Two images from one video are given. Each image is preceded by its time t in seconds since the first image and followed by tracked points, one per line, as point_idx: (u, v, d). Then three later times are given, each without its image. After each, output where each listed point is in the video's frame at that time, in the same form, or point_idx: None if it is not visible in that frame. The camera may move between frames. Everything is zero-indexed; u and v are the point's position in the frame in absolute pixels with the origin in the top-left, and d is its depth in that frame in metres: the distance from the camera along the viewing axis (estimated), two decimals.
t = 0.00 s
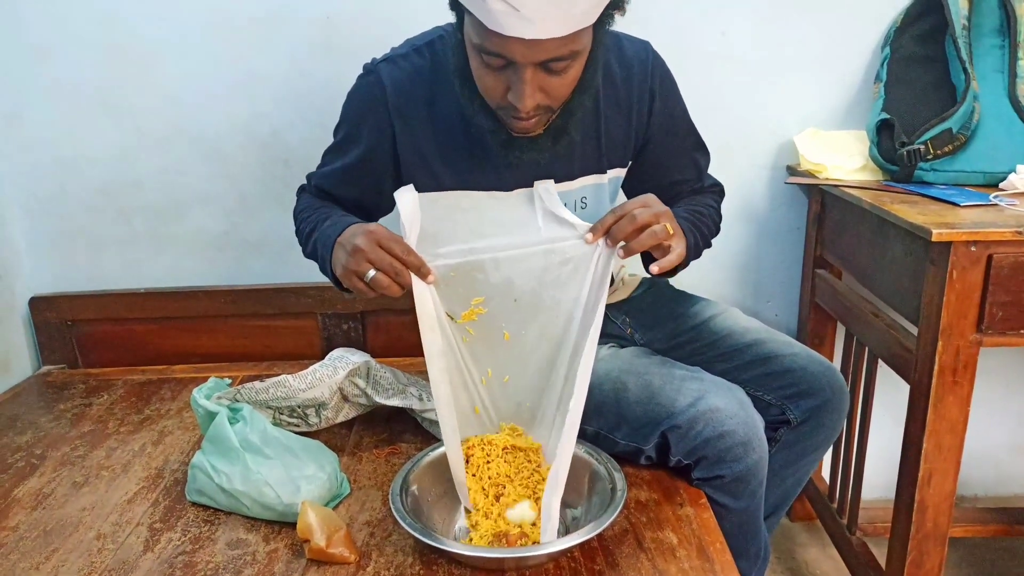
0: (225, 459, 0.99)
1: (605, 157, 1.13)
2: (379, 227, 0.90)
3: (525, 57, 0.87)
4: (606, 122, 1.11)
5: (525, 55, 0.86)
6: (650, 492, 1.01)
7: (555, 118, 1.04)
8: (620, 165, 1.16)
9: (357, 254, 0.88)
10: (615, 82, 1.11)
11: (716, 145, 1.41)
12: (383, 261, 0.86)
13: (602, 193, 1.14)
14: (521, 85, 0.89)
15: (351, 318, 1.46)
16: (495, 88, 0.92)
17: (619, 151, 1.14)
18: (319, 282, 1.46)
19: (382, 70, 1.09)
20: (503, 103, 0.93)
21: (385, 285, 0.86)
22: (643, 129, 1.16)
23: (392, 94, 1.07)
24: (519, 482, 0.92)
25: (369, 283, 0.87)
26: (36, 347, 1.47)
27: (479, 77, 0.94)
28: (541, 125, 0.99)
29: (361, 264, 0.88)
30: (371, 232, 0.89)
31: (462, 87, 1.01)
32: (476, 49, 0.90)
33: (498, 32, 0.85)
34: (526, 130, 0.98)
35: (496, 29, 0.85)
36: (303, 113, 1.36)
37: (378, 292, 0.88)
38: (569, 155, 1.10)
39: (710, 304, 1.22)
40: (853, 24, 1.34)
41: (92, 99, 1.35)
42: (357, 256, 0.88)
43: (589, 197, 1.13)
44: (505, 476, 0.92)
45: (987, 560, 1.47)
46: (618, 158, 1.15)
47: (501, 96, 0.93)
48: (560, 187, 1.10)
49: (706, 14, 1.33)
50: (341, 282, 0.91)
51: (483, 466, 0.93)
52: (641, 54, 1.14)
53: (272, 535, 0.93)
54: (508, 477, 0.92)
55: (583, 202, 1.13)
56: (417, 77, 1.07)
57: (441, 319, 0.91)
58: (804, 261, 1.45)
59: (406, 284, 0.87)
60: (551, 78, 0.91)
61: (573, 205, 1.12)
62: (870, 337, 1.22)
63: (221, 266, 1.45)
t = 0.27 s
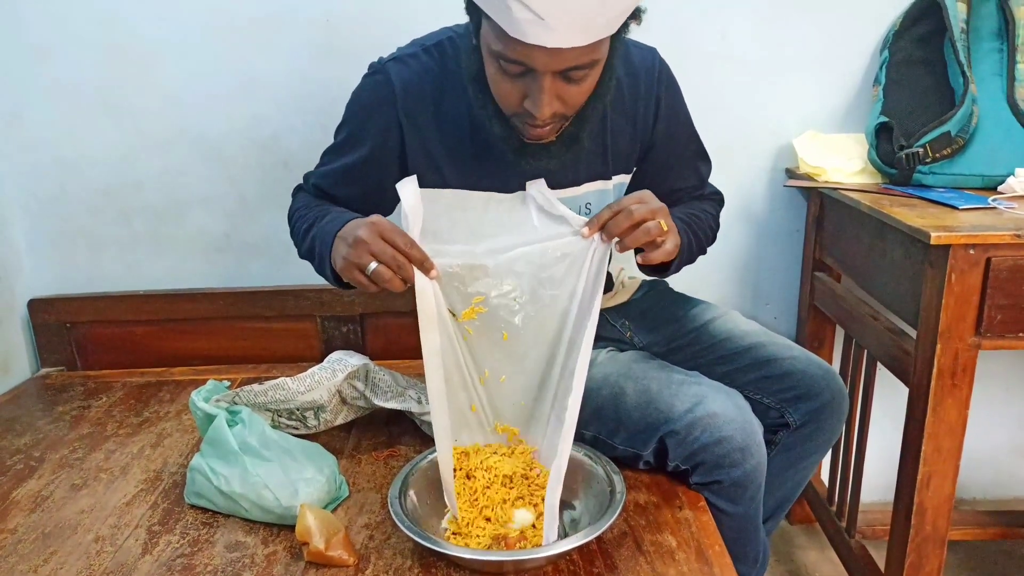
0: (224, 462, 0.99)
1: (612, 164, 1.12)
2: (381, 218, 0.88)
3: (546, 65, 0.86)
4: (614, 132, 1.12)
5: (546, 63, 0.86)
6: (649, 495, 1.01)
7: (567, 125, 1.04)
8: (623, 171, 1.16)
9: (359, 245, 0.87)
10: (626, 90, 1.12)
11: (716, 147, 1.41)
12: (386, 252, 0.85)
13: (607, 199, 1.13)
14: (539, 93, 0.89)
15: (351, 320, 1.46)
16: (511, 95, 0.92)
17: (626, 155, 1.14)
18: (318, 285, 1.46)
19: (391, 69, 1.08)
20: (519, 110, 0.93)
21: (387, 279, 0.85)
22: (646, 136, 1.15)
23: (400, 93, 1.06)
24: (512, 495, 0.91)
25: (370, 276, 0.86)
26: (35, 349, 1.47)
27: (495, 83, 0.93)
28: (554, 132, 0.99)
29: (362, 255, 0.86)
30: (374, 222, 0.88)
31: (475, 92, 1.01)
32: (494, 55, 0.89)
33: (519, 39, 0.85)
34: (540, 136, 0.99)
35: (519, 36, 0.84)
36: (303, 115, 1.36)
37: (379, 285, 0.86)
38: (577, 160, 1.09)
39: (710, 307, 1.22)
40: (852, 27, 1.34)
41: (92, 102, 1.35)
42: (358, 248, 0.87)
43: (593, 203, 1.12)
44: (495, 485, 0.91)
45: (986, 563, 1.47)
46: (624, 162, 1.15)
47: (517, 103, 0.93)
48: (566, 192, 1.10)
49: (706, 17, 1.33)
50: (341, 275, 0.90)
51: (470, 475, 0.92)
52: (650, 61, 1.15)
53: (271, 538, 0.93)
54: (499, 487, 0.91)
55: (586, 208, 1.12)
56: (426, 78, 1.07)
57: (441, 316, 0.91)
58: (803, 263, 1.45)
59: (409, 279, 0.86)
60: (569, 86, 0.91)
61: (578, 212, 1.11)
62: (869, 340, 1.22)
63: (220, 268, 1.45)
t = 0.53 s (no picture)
0: (226, 464, 0.99)
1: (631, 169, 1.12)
2: (400, 207, 0.86)
3: (589, 72, 0.86)
4: (636, 139, 1.12)
5: (589, 70, 0.86)
6: (651, 496, 1.01)
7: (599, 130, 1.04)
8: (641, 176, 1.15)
9: (378, 235, 0.84)
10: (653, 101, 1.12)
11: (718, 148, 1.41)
12: (405, 243, 0.83)
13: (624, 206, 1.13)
14: (579, 99, 0.89)
15: (353, 321, 1.46)
16: (548, 98, 0.92)
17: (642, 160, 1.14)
18: (320, 285, 1.46)
19: (417, 67, 1.07)
20: (555, 114, 0.93)
21: (406, 270, 0.83)
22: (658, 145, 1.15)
23: (426, 92, 1.05)
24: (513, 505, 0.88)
25: (389, 267, 0.84)
26: (38, 350, 1.47)
27: (531, 86, 0.93)
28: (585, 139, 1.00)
29: (381, 245, 0.84)
30: (395, 211, 0.86)
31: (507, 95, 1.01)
32: (534, 59, 0.89)
33: (566, 45, 0.85)
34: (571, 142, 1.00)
35: (566, 42, 0.84)
36: (306, 116, 1.36)
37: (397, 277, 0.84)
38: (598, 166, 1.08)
39: (714, 310, 1.23)
40: (853, 28, 1.34)
41: (94, 103, 1.35)
42: (377, 237, 0.85)
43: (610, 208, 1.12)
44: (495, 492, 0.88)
45: (988, 563, 1.47)
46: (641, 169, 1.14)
47: (553, 108, 0.93)
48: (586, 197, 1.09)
49: (708, 18, 1.33)
50: (357, 265, 0.87)
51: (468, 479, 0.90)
52: (675, 70, 1.15)
53: (274, 538, 0.93)
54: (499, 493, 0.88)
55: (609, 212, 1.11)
56: (452, 79, 1.07)
57: (457, 312, 0.90)
58: (805, 264, 1.45)
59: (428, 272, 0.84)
60: (606, 93, 0.91)
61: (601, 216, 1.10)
62: (871, 341, 1.22)
63: (223, 269, 1.46)
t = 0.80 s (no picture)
0: (228, 464, 0.99)
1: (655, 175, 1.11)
2: (434, 196, 0.85)
3: (642, 79, 0.86)
4: (663, 144, 1.11)
5: (643, 77, 0.86)
6: (653, 496, 1.01)
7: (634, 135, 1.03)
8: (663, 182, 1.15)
9: (410, 220, 0.82)
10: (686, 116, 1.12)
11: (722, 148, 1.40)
12: (438, 233, 0.81)
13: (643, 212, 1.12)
14: (627, 105, 0.88)
15: (354, 322, 1.46)
16: (592, 102, 0.91)
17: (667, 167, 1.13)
18: (322, 286, 1.46)
19: (455, 60, 1.05)
20: (599, 118, 0.92)
21: (435, 260, 0.81)
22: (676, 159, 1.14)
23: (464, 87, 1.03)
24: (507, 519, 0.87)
25: (418, 256, 0.81)
26: (40, 351, 1.48)
27: (577, 88, 0.91)
28: (618, 144, 1.00)
29: (411, 232, 0.82)
30: (433, 198, 0.84)
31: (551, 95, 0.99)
32: (586, 62, 0.88)
33: (624, 51, 0.84)
34: (604, 147, 0.99)
35: (625, 48, 0.83)
36: (308, 117, 1.37)
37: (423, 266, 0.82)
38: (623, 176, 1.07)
39: (720, 313, 1.23)
40: (853, 29, 1.34)
41: (97, 104, 1.35)
42: (408, 223, 0.82)
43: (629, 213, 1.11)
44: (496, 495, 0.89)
45: (990, 563, 1.47)
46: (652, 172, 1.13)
47: (598, 111, 0.91)
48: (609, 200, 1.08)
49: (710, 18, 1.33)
50: (379, 250, 0.85)
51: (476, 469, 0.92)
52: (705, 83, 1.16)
53: (275, 539, 0.93)
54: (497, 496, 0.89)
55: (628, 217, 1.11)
56: (489, 76, 1.05)
57: (481, 311, 0.88)
58: (806, 264, 1.45)
59: (455, 267, 0.82)
60: (652, 101, 0.90)
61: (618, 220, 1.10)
62: (873, 341, 1.22)
63: (225, 270, 1.46)
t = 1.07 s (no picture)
0: (227, 465, 0.99)
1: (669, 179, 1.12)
2: (451, 181, 0.83)
3: (667, 83, 0.86)
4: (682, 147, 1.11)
5: (667, 81, 0.86)
6: (652, 496, 1.01)
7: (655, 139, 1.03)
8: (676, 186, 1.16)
9: (424, 203, 0.81)
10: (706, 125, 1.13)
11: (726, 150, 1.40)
12: (452, 218, 0.80)
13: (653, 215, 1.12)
14: (651, 108, 0.88)
15: (354, 322, 1.46)
16: (616, 104, 0.91)
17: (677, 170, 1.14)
18: (322, 286, 1.46)
19: (478, 58, 1.05)
20: (623, 121, 0.92)
21: (446, 246, 0.79)
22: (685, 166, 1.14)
23: (485, 84, 1.04)
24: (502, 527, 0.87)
25: (429, 239, 0.80)
26: (39, 351, 1.47)
27: (602, 90, 0.92)
28: (638, 147, 1.00)
29: (426, 214, 0.81)
30: (450, 183, 0.82)
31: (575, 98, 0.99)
32: (613, 64, 0.88)
33: (653, 55, 0.84)
34: (625, 149, 1.00)
35: (655, 53, 0.83)
36: (307, 118, 1.36)
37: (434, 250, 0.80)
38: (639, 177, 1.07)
39: (720, 315, 1.23)
40: (852, 30, 1.35)
41: (96, 104, 1.35)
42: (422, 206, 0.81)
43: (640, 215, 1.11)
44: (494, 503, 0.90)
45: (989, 563, 1.47)
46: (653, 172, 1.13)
47: (621, 113, 0.92)
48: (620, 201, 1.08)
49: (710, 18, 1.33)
50: (390, 232, 0.84)
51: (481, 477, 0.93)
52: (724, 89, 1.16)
53: (274, 539, 0.93)
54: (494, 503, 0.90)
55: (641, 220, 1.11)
56: (512, 75, 1.05)
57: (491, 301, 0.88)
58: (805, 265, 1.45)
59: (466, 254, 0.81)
60: (675, 105, 0.90)
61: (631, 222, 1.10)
62: (871, 341, 1.22)
63: (225, 270, 1.46)
